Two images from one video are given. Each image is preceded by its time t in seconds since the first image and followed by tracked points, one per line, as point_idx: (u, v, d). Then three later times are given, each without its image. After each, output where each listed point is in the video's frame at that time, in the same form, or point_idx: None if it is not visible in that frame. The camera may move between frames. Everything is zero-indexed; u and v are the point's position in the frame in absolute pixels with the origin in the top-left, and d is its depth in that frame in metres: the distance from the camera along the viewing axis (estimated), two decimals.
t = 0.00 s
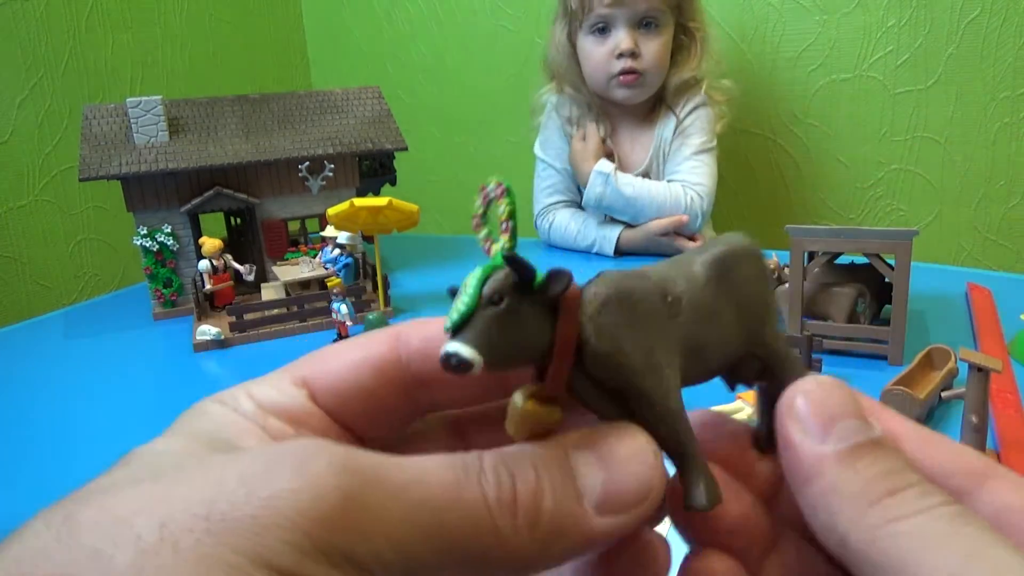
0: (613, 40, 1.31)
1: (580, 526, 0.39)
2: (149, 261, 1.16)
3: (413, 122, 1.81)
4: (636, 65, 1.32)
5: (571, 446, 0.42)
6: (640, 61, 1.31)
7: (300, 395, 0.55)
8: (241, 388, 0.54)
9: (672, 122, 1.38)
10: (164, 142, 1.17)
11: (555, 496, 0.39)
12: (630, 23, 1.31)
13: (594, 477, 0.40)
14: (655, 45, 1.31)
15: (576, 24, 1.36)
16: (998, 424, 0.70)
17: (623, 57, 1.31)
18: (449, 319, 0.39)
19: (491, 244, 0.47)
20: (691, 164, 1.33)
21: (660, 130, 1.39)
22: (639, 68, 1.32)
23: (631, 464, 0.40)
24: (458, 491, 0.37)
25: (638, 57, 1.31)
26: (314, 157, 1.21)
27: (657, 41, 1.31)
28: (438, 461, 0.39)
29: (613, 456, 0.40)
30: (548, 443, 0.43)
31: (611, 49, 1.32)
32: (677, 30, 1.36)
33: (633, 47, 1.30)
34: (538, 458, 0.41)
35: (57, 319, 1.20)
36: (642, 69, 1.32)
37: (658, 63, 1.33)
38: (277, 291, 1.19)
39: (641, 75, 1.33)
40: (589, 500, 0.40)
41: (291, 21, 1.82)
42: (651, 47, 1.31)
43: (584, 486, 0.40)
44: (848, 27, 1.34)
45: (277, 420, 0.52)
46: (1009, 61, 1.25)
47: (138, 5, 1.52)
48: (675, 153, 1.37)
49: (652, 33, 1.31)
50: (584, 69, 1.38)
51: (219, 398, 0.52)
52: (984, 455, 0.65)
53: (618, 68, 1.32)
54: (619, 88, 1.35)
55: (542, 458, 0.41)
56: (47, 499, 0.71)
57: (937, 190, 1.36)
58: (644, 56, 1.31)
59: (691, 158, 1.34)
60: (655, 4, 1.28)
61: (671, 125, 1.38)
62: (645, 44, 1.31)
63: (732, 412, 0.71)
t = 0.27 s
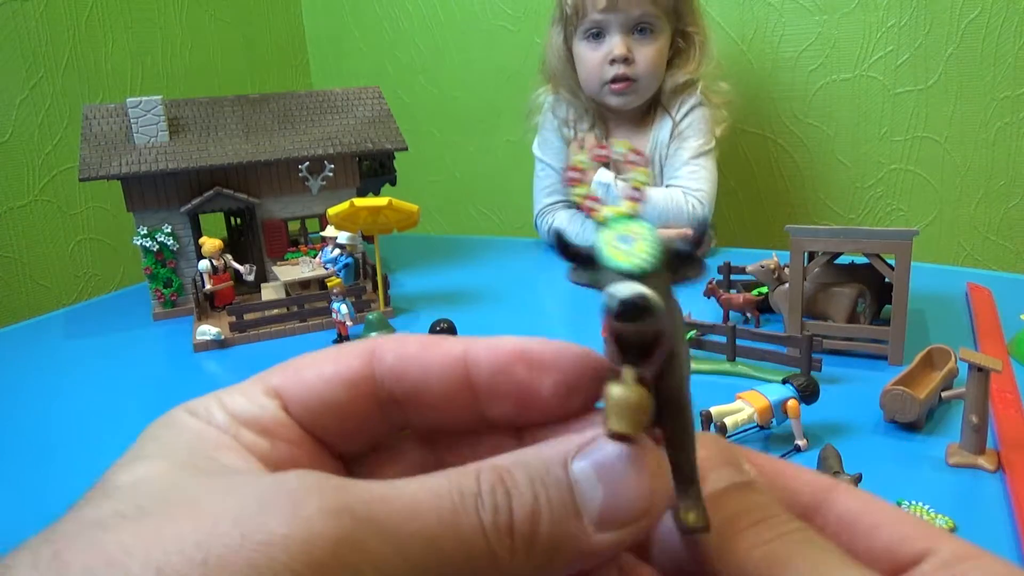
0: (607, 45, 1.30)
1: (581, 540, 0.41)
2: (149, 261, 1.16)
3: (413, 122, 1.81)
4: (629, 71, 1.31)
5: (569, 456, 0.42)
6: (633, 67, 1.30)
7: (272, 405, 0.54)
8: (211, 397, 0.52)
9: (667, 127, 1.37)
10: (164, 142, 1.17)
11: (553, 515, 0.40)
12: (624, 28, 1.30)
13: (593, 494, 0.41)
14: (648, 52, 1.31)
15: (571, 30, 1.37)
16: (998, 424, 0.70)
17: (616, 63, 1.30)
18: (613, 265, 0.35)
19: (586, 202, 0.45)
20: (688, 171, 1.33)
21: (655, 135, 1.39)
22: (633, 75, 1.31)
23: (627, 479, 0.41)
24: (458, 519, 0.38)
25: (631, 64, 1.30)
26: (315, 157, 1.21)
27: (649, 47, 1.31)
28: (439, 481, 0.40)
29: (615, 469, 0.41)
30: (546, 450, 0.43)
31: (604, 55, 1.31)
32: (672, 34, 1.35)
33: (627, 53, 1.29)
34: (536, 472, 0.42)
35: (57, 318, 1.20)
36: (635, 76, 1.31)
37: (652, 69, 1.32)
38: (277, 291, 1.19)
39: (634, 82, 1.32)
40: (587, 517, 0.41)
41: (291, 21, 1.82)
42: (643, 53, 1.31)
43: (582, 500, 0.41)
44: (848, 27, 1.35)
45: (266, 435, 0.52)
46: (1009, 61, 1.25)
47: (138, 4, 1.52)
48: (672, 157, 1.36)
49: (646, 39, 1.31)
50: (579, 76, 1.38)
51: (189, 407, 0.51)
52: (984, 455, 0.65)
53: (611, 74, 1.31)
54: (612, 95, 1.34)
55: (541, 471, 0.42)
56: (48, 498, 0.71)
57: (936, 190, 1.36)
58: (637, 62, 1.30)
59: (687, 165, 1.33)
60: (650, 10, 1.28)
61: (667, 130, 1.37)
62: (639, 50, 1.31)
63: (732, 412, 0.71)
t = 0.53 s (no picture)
0: (597, 56, 1.31)
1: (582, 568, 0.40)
2: (149, 261, 1.16)
3: (413, 122, 1.81)
4: (620, 81, 1.32)
5: (571, 481, 0.41)
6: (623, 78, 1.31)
7: (279, 422, 0.53)
8: (218, 409, 0.52)
9: (661, 129, 1.37)
10: (164, 142, 1.17)
11: (555, 543, 0.40)
12: (614, 39, 1.30)
13: (595, 521, 0.40)
14: (639, 61, 1.31)
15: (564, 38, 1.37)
16: (998, 424, 0.70)
17: (606, 74, 1.31)
18: (660, 325, 0.40)
19: (633, 239, 0.54)
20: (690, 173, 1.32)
21: (649, 136, 1.38)
22: (622, 86, 1.32)
23: (629, 506, 0.40)
24: (461, 548, 0.38)
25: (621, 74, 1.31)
26: (315, 157, 1.21)
27: (640, 56, 1.31)
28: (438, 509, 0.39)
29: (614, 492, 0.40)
30: (549, 474, 0.42)
31: (594, 66, 1.32)
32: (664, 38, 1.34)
33: (617, 64, 1.30)
34: (538, 497, 0.41)
35: (57, 318, 1.20)
36: (625, 86, 1.32)
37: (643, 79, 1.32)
38: (277, 291, 1.19)
39: (624, 92, 1.33)
40: (589, 544, 0.40)
41: (291, 21, 1.82)
42: (634, 63, 1.31)
43: (583, 525, 0.40)
44: (848, 27, 1.34)
45: (269, 452, 0.51)
46: (1009, 61, 1.25)
47: (138, 4, 1.52)
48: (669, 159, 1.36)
49: (637, 49, 1.30)
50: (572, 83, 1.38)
51: (194, 419, 0.51)
52: (984, 455, 0.65)
53: (602, 85, 1.32)
54: (602, 105, 1.36)
55: (543, 495, 0.41)
56: (47, 499, 0.71)
57: (936, 190, 1.36)
58: (628, 73, 1.31)
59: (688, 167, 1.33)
60: (638, 19, 1.27)
61: (662, 134, 1.37)
62: (630, 59, 1.31)
63: (732, 412, 0.71)
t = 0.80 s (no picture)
0: (595, 60, 1.31)
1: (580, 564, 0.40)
2: (149, 261, 1.16)
3: (413, 122, 1.81)
4: (618, 84, 1.32)
5: (569, 479, 0.41)
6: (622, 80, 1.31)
7: (281, 422, 0.53)
8: (220, 409, 0.52)
9: (663, 126, 1.37)
10: (164, 142, 1.17)
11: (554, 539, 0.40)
12: (612, 43, 1.30)
13: (593, 518, 0.40)
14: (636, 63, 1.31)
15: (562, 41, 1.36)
16: (998, 424, 0.70)
17: (604, 79, 1.31)
18: (639, 330, 0.40)
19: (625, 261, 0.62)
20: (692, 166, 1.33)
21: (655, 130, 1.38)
22: (621, 88, 1.32)
23: (625, 500, 0.40)
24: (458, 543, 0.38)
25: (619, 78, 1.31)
26: (315, 157, 1.21)
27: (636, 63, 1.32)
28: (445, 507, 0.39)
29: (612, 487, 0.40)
30: (549, 472, 0.42)
31: (592, 69, 1.32)
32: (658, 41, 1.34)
33: (614, 69, 1.30)
34: (537, 493, 0.41)
35: (57, 318, 1.20)
36: (623, 88, 1.33)
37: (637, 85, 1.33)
38: (277, 291, 1.19)
39: (624, 93, 1.33)
40: (587, 540, 0.40)
41: (291, 21, 1.82)
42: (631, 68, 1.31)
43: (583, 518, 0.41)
44: (848, 27, 1.35)
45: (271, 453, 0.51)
46: (1009, 61, 1.25)
47: (138, 5, 1.52)
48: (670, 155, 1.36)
49: (634, 52, 1.30)
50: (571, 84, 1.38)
51: (197, 418, 0.51)
52: (984, 455, 0.65)
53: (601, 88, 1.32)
54: (603, 106, 1.36)
55: (543, 492, 0.41)
56: (45, 499, 0.71)
57: (936, 190, 1.36)
58: (625, 76, 1.31)
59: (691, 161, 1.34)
60: (636, 22, 1.28)
61: (663, 131, 1.36)
62: (627, 62, 1.31)
63: (732, 412, 0.71)
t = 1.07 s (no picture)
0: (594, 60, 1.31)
1: (530, 467, 0.39)
2: (149, 261, 1.16)
3: (413, 121, 1.81)
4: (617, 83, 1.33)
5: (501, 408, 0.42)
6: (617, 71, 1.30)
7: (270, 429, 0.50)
8: (206, 418, 0.50)
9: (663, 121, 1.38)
10: (164, 142, 1.17)
11: (500, 444, 0.38)
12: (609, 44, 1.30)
13: (534, 424, 0.40)
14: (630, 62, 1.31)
15: (558, 41, 1.36)
16: (998, 424, 0.70)
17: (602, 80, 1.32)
18: (632, 349, 0.39)
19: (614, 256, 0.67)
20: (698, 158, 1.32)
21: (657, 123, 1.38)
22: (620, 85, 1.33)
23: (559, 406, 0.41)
24: (388, 451, 0.35)
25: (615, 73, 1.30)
26: (315, 157, 1.21)
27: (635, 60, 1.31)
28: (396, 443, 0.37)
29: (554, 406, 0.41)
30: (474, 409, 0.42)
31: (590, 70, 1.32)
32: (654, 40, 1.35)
33: (612, 69, 1.30)
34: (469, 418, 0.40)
35: (57, 318, 1.20)
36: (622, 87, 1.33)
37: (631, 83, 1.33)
38: (277, 291, 1.19)
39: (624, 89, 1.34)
40: (533, 444, 0.40)
41: (291, 21, 1.82)
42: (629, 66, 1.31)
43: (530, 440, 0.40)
44: (848, 27, 1.34)
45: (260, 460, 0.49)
46: (1010, 61, 1.25)
47: (138, 5, 1.52)
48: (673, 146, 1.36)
49: (632, 52, 1.31)
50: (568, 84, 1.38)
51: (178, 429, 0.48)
52: (984, 455, 0.65)
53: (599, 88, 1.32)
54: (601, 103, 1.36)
55: (479, 418, 0.40)
56: (46, 498, 0.71)
57: (936, 190, 1.36)
58: (624, 75, 1.31)
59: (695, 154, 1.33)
60: (633, 23, 1.28)
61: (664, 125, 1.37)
62: (625, 61, 1.31)
63: (732, 412, 0.71)
